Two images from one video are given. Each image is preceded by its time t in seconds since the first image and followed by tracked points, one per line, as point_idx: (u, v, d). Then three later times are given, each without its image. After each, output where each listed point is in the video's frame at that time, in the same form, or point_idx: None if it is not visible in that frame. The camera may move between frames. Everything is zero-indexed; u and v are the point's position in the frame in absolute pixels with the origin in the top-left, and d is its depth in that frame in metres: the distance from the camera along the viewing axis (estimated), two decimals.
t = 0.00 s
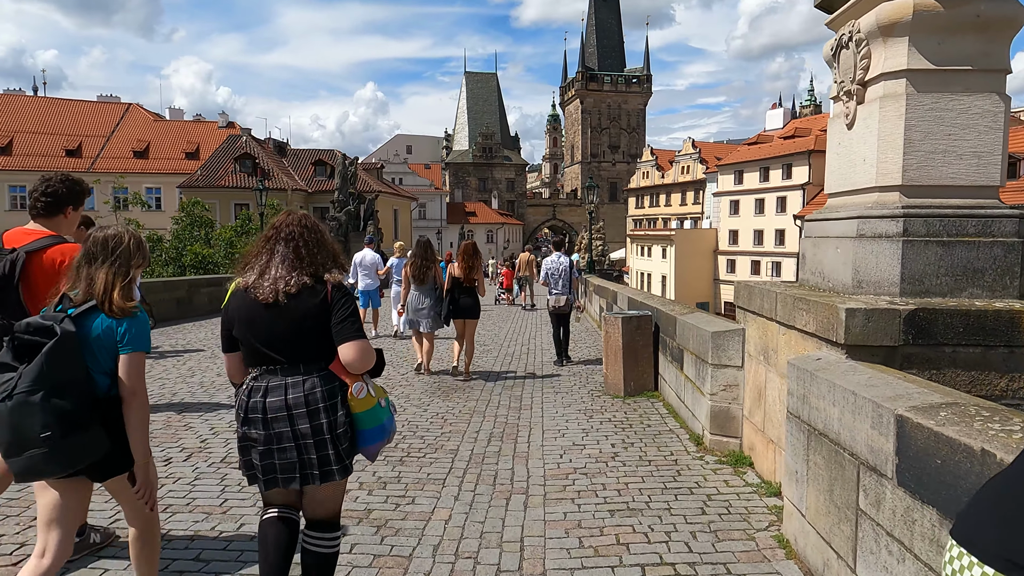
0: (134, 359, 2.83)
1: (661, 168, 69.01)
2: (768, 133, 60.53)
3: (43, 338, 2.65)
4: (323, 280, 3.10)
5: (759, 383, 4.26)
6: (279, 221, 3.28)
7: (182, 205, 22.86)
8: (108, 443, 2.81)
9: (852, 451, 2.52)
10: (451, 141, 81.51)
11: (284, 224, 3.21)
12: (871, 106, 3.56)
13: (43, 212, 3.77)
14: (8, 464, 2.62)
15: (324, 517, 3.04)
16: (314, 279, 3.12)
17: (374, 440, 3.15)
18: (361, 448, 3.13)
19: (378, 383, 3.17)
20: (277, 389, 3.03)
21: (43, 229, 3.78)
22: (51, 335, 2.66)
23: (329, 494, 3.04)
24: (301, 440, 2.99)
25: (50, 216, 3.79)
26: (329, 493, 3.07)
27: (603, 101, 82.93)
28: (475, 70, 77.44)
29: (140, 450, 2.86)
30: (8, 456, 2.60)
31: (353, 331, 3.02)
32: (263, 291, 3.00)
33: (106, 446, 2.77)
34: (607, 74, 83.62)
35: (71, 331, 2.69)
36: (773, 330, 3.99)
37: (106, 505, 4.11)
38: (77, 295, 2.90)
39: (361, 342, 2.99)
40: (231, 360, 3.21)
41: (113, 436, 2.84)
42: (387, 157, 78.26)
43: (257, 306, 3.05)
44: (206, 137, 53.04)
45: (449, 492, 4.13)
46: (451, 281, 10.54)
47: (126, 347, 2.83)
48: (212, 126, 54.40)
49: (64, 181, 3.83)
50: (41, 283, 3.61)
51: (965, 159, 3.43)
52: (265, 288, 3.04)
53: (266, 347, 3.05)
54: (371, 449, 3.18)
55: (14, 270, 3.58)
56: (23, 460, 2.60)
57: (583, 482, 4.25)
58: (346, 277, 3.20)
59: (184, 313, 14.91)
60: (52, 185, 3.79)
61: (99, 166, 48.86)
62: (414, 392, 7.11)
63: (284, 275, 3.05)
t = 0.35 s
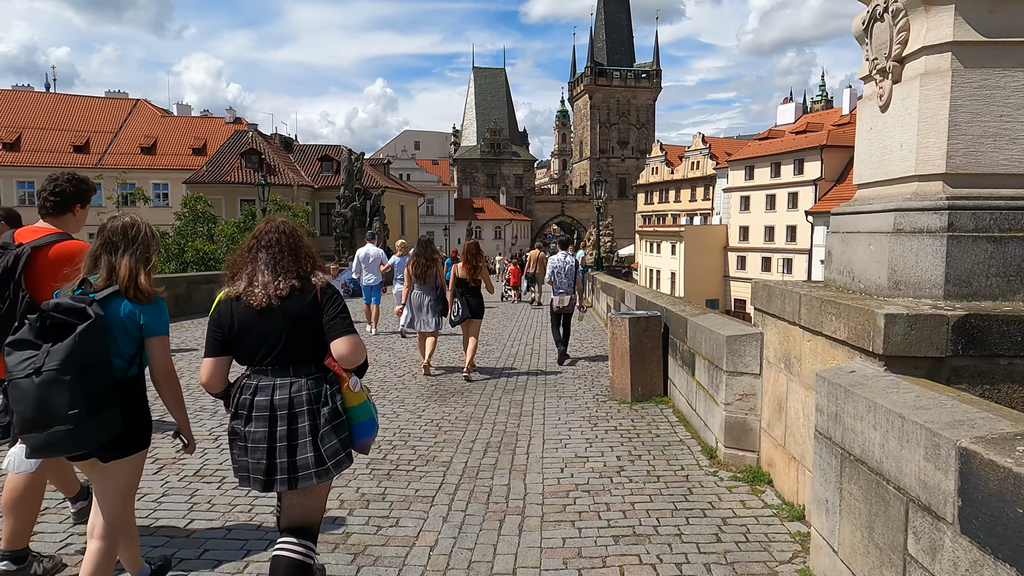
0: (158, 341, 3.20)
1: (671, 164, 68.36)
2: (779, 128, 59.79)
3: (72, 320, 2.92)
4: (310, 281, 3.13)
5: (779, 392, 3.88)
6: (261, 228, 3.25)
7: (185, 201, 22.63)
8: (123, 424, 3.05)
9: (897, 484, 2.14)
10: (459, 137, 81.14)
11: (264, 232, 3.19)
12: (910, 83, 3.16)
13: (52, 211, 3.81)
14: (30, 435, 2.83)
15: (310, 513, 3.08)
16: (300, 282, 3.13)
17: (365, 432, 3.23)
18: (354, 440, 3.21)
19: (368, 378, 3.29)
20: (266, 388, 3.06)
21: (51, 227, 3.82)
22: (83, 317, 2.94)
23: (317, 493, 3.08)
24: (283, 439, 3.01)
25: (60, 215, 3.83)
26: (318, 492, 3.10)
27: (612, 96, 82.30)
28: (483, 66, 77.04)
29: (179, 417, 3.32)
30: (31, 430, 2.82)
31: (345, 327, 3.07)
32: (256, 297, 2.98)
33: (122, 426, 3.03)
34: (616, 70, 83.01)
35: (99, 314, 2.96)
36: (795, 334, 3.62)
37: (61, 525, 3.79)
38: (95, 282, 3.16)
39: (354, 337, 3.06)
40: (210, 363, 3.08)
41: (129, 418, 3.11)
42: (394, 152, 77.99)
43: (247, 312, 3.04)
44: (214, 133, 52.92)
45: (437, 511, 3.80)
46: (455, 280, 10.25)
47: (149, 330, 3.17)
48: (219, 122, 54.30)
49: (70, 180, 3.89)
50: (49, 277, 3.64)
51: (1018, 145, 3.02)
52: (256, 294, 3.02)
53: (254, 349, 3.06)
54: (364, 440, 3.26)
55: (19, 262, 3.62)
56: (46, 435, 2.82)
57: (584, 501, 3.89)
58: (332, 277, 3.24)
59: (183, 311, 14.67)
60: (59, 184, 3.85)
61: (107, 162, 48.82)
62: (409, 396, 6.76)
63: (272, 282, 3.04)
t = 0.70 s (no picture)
0: (153, 337, 3.23)
1: (671, 162, 67.96)
2: (781, 126, 59.42)
3: (70, 323, 2.92)
4: (285, 274, 3.01)
5: (795, 409, 3.50)
6: (253, 216, 3.19)
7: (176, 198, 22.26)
8: (129, 417, 3.10)
9: (959, 541, 1.75)
10: (459, 135, 80.71)
11: (254, 219, 3.13)
12: (952, 60, 2.76)
13: (30, 204, 3.72)
14: (39, 438, 2.89)
15: (321, 495, 3.06)
16: (277, 272, 3.03)
17: (353, 418, 3.14)
18: (341, 426, 3.13)
19: (352, 366, 3.16)
20: (249, 376, 2.98)
21: (30, 220, 3.70)
22: (79, 321, 2.93)
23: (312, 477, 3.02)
24: (264, 430, 2.93)
25: (35, 208, 3.73)
26: (323, 473, 3.05)
27: (612, 94, 81.99)
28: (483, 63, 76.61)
29: (179, 411, 3.38)
30: (39, 433, 2.86)
31: (316, 325, 2.91)
32: (231, 287, 2.94)
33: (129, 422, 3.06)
34: (616, 68, 82.63)
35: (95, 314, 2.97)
36: (818, 346, 3.21)
37: None
38: (88, 280, 3.20)
39: (324, 337, 2.90)
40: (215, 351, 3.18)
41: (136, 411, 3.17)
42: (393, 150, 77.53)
43: (228, 302, 3.01)
44: (211, 130, 52.51)
45: (416, 544, 3.43)
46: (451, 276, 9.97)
47: (143, 328, 3.19)
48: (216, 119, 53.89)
49: (50, 175, 3.83)
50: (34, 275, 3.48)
51: None
52: (234, 283, 2.98)
53: (236, 338, 3.02)
54: (353, 427, 3.17)
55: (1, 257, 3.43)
56: (56, 438, 2.86)
57: (579, 531, 3.52)
58: (311, 270, 3.10)
59: (172, 310, 14.30)
60: (38, 179, 3.78)
61: (103, 159, 48.35)
62: (395, 405, 6.36)
63: (248, 271, 2.98)
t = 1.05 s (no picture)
0: (175, 344, 3.17)
1: (676, 159, 67.42)
2: (786, 123, 58.85)
3: (102, 330, 2.93)
4: (321, 272, 3.21)
5: (829, 425, 3.10)
6: (282, 215, 3.35)
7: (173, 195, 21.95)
8: (158, 422, 3.15)
9: None
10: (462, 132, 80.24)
11: (285, 217, 3.29)
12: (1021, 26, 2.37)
13: (53, 212, 3.61)
14: (74, 441, 2.95)
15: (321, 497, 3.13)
16: (312, 271, 3.22)
17: (364, 424, 3.23)
18: (353, 434, 3.24)
19: (372, 369, 3.28)
20: (275, 372, 3.12)
21: (51, 229, 3.62)
22: (110, 327, 2.95)
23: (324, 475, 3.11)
24: (299, 420, 3.08)
25: (61, 217, 3.64)
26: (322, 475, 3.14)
27: (616, 91, 81.49)
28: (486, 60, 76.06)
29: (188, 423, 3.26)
30: (74, 436, 2.92)
31: (352, 319, 3.12)
32: (268, 283, 3.10)
33: (158, 425, 3.12)
34: (620, 64, 82.05)
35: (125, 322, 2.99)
36: (857, 354, 2.82)
37: None
38: (115, 288, 3.18)
39: (359, 329, 3.09)
40: (230, 350, 3.21)
41: (165, 417, 3.21)
42: (396, 148, 77.15)
43: (258, 297, 3.14)
44: (212, 127, 52.19)
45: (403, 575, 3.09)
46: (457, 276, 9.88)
47: (168, 333, 3.16)
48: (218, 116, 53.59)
49: (73, 183, 3.68)
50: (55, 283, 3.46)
51: None
52: (267, 280, 3.14)
53: (264, 333, 3.14)
54: (363, 434, 3.28)
55: (20, 266, 3.40)
56: (90, 440, 2.93)
57: (586, 561, 3.15)
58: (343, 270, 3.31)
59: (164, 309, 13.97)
60: (63, 186, 3.64)
61: (103, 157, 48.04)
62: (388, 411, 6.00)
63: (285, 268, 3.15)
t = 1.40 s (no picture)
0: (182, 337, 3.40)
1: (677, 161, 67.08)
2: (788, 125, 58.53)
3: (112, 319, 3.13)
4: (311, 284, 3.23)
5: (854, 453, 2.72)
6: (268, 229, 3.36)
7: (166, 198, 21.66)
8: (158, 412, 3.30)
9: None
10: (462, 135, 80.02)
11: (275, 232, 3.31)
12: None
13: (55, 207, 3.89)
14: (75, 428, 3.08)
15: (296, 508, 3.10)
16: (303, 283, 3.23)
17: (359, 430, 3.28)
18: (349, 435, 3.28)
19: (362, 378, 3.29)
20: (266, 380, 3.16)
21: (53, 222, 3.89)
22: (120, 316, 3.15)
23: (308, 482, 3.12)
24: (280, 430, 3.10)
25: (61, 212, 3.92)
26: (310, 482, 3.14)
27: (617, 93, 81.26)
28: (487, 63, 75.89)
29: (202, 403, 3.56)
30: (78, 419, 3.06)
31: (341, 330, 3.12)
32: (259, 298, 3.11)
33: (158, 415, 3.26)
34: (622, 67, 81.82)
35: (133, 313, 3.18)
36: (890, 374, 2.45)
37: None
38: (123, 280, 3.38)
39: (348, 339, 3.10)
40: (216, 351, 3.20)
41: (162, 407, 3.34)
42: (396, 151, 76.89)
43: (251, 310, 3.15)
44: (211, 130, 51.94)
45: None
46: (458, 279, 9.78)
47: (173, 326, 3.38)
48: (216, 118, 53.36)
49: (72, 180, 3.95)
50: (64, 274, 3.75)
51: None
52: (261, 294, 3.14)
53: (257, 344, 3.17)
54: (358, 437, 3.31)
55: (27, 258, 3.65)
56: (92, 424, 3.06)
57: None
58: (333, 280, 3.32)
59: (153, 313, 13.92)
60: (67, 183, 3.93)
61: (101, 159, 47.80)
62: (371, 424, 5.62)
63: (276, 282, 3.16)
